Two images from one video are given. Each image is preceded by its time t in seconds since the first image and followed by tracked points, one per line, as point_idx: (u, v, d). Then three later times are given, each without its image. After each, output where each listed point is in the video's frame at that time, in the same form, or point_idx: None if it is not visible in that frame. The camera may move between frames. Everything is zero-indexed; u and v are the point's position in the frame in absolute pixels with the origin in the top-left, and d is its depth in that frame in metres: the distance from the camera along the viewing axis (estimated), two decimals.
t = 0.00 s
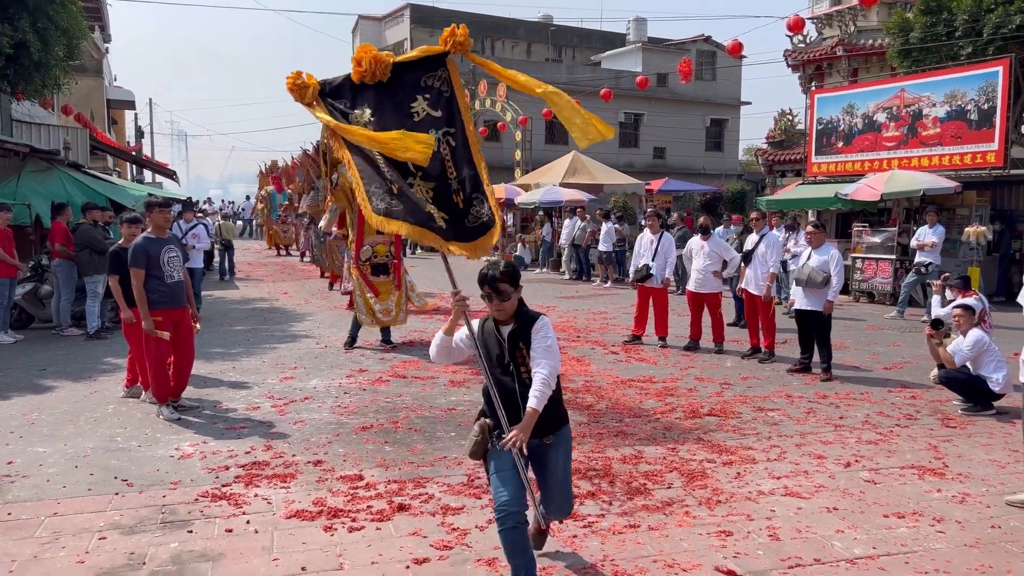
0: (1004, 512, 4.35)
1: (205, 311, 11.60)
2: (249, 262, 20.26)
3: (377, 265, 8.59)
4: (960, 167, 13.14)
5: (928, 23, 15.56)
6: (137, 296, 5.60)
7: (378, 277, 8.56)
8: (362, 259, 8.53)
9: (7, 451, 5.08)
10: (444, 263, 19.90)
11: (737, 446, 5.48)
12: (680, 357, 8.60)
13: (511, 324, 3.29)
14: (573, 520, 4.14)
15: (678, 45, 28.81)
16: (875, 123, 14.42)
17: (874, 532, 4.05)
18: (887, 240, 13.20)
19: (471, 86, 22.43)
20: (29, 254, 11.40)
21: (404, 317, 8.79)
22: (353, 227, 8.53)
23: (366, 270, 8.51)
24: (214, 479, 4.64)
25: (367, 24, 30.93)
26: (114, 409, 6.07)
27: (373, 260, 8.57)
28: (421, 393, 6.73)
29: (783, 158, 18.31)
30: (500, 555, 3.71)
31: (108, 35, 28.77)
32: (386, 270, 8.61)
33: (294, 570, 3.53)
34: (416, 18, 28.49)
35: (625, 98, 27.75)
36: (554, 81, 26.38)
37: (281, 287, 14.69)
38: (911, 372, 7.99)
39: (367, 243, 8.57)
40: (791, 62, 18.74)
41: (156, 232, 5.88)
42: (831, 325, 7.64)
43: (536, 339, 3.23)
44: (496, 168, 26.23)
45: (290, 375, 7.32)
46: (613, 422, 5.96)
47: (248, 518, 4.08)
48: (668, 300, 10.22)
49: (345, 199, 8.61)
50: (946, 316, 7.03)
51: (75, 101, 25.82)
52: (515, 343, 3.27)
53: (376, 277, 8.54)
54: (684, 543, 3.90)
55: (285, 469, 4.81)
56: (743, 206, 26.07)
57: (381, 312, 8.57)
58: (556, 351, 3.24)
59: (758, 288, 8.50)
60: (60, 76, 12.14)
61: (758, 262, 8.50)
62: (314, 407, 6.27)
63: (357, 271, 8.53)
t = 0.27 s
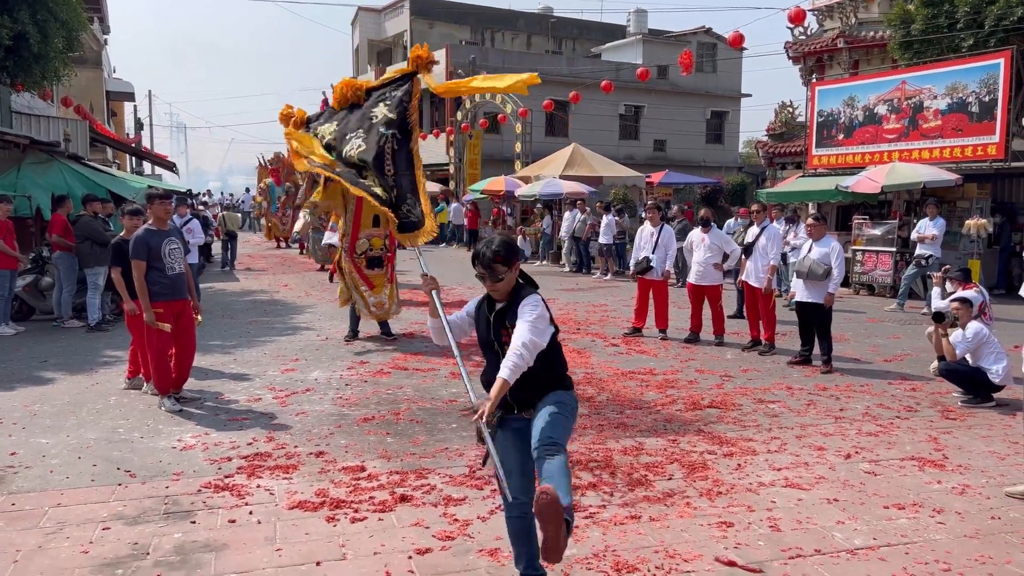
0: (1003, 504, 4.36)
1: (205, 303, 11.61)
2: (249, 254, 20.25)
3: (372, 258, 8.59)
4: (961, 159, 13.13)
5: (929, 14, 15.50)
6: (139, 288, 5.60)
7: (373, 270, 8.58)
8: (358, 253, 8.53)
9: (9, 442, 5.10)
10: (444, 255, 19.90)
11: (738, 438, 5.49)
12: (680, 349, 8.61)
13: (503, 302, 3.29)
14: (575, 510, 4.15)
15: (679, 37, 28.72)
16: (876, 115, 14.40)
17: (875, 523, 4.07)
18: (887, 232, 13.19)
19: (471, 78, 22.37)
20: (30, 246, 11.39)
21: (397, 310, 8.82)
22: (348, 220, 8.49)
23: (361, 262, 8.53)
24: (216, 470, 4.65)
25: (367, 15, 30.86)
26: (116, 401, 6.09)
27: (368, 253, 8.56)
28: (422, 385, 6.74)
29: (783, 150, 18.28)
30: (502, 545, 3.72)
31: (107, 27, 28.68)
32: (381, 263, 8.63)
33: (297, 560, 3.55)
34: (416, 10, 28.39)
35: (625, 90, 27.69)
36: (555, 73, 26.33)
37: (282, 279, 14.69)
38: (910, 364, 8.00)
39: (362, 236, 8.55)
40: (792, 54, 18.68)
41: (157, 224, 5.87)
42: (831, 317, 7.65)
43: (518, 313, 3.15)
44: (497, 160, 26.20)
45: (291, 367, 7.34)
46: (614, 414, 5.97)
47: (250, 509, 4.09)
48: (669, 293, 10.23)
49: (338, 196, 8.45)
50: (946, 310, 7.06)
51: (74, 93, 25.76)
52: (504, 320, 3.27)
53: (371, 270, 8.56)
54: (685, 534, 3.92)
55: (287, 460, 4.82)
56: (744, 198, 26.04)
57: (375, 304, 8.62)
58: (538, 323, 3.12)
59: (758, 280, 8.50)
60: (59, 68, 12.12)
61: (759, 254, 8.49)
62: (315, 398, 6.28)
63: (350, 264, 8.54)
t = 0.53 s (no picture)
0: (1011, 497, 4.35)
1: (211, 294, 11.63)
2: (255, 246, 20.29)
3: (367, 250, 8.56)
4: (969, 152, 13.06)
5: (938, 6, 15.41)
6: (146, 280, 5.62)
7: (367, 263, 8.54)
8: (353, 244, 8.52)
9: (18, 432, 5.12)
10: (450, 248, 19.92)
11: (744, 430, 5.49)
12: (686, 342, 8.60)
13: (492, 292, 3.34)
14: (581, 502, 4.16)
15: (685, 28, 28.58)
16: (884, 107, 14.33)
17: (881, 516, 4.06)
18: (894, 225, 13.15)
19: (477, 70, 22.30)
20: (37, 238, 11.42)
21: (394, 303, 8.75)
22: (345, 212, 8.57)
23: (355, 254, 8.52)
24: (224, 461, 4.67)
25: (372, 7, 30.85)
26: (123, 392, 6.11)
27: (362, 245, 8.53)
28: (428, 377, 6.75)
29: (790, 143, 18.21)
30: (508, 537, 3.73)
31: (113, 19, 28.68)
32: (376, 255, 8.59)
33: (305, 550, 3.56)
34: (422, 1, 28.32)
35: (632, 82, 27.60)
36: (561, 65, 26.29)
37: (288, 271, 14.70)
38: (917, 357, 7.97)
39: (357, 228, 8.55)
40: (800, 45, 18.59)
41: (164, 216, 5.88)
42: (838, 310, 7.63)
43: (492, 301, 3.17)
44: (502, 152, 26.14)
45: (298, 358, 7.36)
46: (620, 406, 5.97)
47: (258, 500, 4.11)
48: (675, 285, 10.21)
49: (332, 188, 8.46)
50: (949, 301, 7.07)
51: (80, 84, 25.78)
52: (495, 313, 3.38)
53: (365, 262, 8.53)
54: (691, 526, 3.92)
55: (294, 451, 4.84)
56: (750, 191, 25.95)
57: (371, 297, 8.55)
58: (505, 313, 3.12)
59: (764, 272, 8.47)
60: (66, 60, 12.13)
61: (766, 247, 8.47)
62: (322, 389, 6.30)
63: (346, 255, 8.57)
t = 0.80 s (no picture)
0: None
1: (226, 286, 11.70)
2: (269, 238, 20.38)
3: (376, 241, 8.64)
4: (987, 144, 12.91)
5: None
6: (161, 271, 5.66)
7: (376, 254, 8.62)
8: (361, 235, 8.64)
9: (36, 422, 5.18)
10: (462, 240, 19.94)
11: (758, 423, 5.47)
12: (699, 335, 8.58)
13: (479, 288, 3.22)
14: (594, 495, 4.16)
15: (700, 19, 28.37)
16: (901, 99, 14.18)
17: (895, 511, 4.04)
18: (910, 218, 12.99)
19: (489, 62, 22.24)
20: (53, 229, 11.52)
21: (405, 295, 8.77)
22: (354, 202, 8.66)
23: (364, 245, 8.62)
24: (239, 451, 4.71)
25: None
26: (139, 382, 6.17)
27: (371, 237, 8.62)
28: (441, 368, 6.76)
29: (805, 135, 18.08)
30: (521, 528, 3.74)
31: (128, 11, 28.79)
32: (385, 247, 8.65)
33: (319, 540, 3.58)
34: None
35: (646, 74, 27.45)
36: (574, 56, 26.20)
37: (301, 262, 14.75)
38: (933, 351, 7.91)
39: (366, 219, 8.65)
40: (815, 36, 18.42)
41: (178, 207, 5.91)
42: (853, 303, 7.58)
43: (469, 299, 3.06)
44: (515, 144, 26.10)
45: (312, 349, 7.39)
46: (632, 399, 5.97)
47: (272, 489, 4.14)
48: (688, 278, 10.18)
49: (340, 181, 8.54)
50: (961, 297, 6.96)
51: (96, 76, 25.93)
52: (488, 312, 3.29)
53: (374, 254, 8.62)
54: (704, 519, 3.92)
55: (307, 442, 4.87)
56: (764, 183, 25.79)
57: (377, 289, 8.64)
58: (479, 315, 3.00)
59: (778, 265, 8.43)
60: (81, 51, 12.19)
61: (780, 240, 8.42)
62: (335, 380, 6.33)
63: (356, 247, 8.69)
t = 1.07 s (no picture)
0: None
1: (248, 276, 11.80)
2: (291, 229, 20.52)
3: (400, 232, 8.63)
4: (1016, 135, 12.67)
5: None
6: (185, 261, 5.72)
7: (402, 246, 8.63)
8: (386, 227, 8.67)
9: (63, 409, 5.26)
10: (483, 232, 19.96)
11: (780, 417, 5.43)
12: (721, 328, 8.52)
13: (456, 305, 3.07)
14: (614, 487, 4.15)
15: (723, 10, 28.09)
16: (928, 90, 13.95)
17: (920, 506, 3.99)
18: (937, 210, 12.80)
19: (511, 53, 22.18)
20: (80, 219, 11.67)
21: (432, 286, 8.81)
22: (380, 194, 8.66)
23: (389, 237, 8.64)
24: (262, 440, 4.75)
25: None
26: (163, 371, 6.24)
27: (396, 228, 8.64)
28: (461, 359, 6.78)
29: (830, 126, 17.86)
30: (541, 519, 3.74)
31: (153, 4, 29.04)
32: (410, 239, 8.63)
33: (340, 529, 3.61)
34: None
35: (668, 64, 27.25)
36: (596, 47, 26.08)
37: (323, 254, 14.84)
38: (959, 345, 7.80)
39: (390, 211, 8.65)
40: (840, 26, 18.17)
41: (202, 198, 5.96)
42: (879, 297, 7.49)
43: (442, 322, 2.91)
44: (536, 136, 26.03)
45: (333, 340, 7.44)
46: (653, 391, 5.95)
47: (294, 478, 4.18)
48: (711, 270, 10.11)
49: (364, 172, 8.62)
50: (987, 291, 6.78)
51: (122, 69, 26.22)
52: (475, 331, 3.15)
53: (399, 246, 8.63)
54: (725, 512, 3.90)
55: (329, 431, 4.90)
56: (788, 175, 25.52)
57: (402, 280, 8.67)
58: (451, 343, 2.84)
59: (802, 258, 8.34)
60: (107, 43, 12.31)
61: (804, 232, 8.33)
62: (357, 371, 6.37)
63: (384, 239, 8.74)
